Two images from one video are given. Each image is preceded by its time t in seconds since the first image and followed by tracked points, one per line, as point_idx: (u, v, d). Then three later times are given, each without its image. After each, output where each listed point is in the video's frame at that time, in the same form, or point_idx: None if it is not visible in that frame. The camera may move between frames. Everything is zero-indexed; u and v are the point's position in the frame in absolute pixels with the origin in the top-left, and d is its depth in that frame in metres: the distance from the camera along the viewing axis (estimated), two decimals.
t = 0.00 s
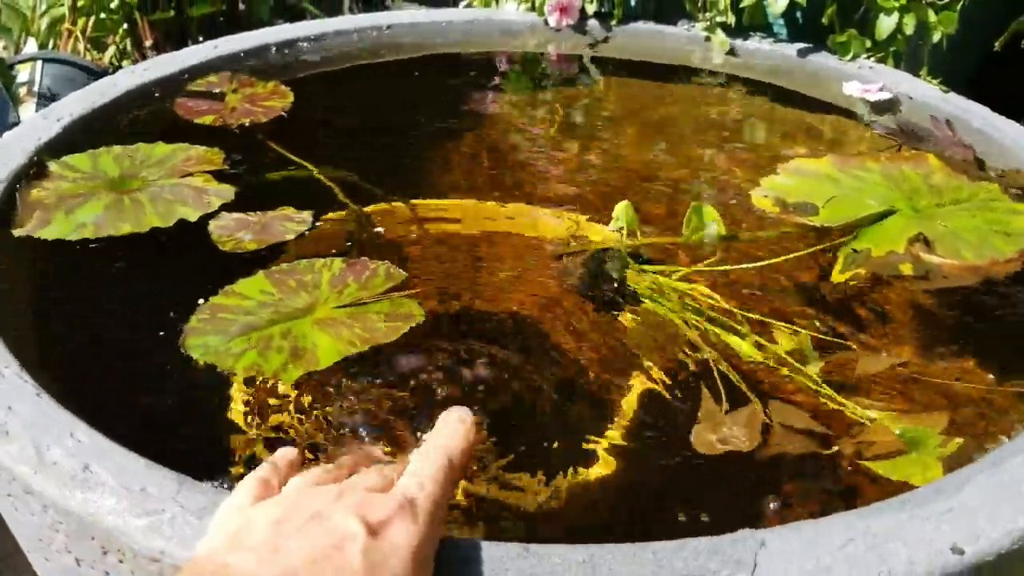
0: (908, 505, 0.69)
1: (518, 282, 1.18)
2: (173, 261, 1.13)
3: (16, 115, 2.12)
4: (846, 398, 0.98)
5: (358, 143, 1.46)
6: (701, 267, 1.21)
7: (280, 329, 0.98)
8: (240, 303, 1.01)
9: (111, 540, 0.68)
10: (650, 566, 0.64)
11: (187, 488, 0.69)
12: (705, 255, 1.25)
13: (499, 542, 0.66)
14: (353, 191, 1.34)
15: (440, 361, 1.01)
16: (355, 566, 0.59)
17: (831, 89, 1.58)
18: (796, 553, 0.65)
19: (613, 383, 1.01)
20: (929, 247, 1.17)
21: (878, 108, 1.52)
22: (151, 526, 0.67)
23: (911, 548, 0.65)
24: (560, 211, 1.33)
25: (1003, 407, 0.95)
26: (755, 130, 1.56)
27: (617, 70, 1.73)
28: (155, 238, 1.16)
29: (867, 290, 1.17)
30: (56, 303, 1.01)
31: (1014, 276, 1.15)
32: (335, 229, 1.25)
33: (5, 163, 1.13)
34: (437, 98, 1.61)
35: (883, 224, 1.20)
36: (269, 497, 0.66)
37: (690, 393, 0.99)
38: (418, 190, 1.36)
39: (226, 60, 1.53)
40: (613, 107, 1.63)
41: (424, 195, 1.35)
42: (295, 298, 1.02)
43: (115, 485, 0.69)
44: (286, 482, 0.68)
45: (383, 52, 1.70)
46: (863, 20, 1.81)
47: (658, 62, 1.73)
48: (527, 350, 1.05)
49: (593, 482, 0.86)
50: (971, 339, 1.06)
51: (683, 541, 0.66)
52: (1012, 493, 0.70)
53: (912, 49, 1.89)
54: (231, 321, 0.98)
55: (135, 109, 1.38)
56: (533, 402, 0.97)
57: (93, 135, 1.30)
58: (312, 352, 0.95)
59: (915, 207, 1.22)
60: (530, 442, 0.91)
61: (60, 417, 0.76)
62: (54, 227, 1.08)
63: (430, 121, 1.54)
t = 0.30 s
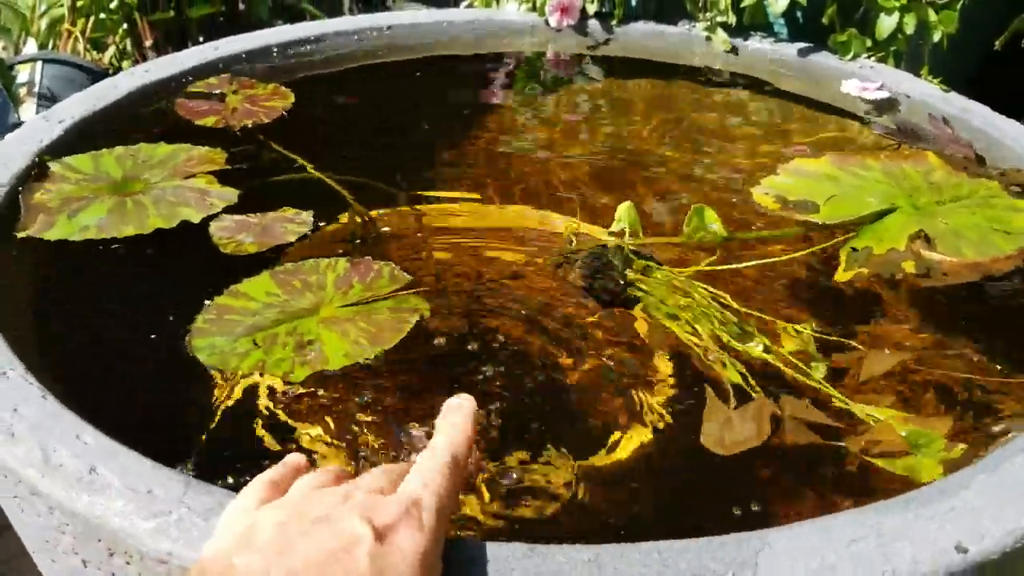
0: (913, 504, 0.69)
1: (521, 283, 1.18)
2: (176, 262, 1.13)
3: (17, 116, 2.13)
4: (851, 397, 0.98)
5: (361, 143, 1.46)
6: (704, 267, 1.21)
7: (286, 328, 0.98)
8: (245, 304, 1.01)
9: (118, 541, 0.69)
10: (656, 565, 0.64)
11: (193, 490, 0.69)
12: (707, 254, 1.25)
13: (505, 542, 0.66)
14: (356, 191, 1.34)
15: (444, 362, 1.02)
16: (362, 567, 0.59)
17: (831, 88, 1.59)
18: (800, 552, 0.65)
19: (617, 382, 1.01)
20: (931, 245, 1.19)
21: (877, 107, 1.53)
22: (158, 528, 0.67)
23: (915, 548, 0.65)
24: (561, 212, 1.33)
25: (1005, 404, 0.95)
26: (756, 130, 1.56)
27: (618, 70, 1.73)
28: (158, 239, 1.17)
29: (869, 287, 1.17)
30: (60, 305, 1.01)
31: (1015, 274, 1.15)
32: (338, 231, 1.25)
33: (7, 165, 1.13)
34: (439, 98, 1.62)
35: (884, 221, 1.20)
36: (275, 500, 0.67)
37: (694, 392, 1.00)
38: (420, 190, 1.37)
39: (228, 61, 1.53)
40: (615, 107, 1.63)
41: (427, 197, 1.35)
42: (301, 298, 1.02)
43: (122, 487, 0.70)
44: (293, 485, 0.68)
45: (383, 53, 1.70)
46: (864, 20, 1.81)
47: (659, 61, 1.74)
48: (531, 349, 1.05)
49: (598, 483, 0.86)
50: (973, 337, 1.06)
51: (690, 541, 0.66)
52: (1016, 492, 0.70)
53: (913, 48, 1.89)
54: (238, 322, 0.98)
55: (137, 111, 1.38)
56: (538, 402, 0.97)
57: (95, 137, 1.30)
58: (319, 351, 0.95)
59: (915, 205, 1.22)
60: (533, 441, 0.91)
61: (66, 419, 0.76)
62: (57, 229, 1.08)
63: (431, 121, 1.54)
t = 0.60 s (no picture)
0: (912, 499, 0.69)
1: (522, 279, 1.18)
2: (175, 259, 1.13)
3: (17, 113, 2.12)
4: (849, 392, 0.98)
5: (361, 139, 1.46)
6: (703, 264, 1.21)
7: (284, 324, 0.98)
8: (246, 300, 1.01)
9: (117, 538, 0.69)
10: (655, 562, 0.64)
11: (192, 487, 0.69)
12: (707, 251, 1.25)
13: (504, 539, 0.66)
14: (356, 188, 1.34)
15: (444, 358, 1.02)
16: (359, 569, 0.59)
17: (830, 84, 1.59)
18: (799, 548, 0.65)
19: (616, 380, 1.01)
20: (930, 240, 1.19)
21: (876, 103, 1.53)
22: (157, 524, 0.67)
23: (915, 544, 0.65)
24: (562, 207, 1.33)
25: (1004, 400, 0.95)
26: (757, 127, 1.56)
27: (618, 65, 1.74)
28: (158, 236, 1.17)
29: (868, 284, 1.17)
30: (59, 302, 1.01)
31: (1015, 269, 1.15)
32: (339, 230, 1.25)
33: (8, 162, 1.13)
34: (439, 95, 1.61)
35: (885, 216, 1.19)
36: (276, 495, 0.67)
37: (693, 388, 0.99)
38: (421, 187, 1.36)
39: (228, 58, 1.53)
40: (615, 103, 1.63)
41: (427, 193, 1.35)
42: (300, 294, 1.02)
43: (121, 483, 0.70)
44: (294, 480, 0.68)
45: (383, 49, 1.70)
46: (864, 17, 1.81)
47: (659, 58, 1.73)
48: (531, 345, 1.05)
49: (597, 478, 0.86)
50: (972, 333, 1.06)
51: (692, 538, 0.66)
52: (1016, 488, 0.70)
53: (913, 44, 1.89)
54: (237, 318, 0.98)
55: (137, 107, 1.38)
56: (538, 399, 0.97)
57: (95, 134, 1.30)
58: (317, 348, 0.95)
59: (914, 199, 1.22)
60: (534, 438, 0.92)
61: (65, 415, 0.76)
62: (56, 225, 1.08)
63: (431, 117, 1.54)
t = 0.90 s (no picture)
0: (909, 506, 0.69)
1: (525, 285, 1.18)
2: (175, 267, 1.13)
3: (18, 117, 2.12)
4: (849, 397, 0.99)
5: (360, 145, 1.47)
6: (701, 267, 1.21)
7: (285, 335, 0.98)
8: (247, 309, 1.01)
9: (118, 548, 0.69)
10: (653, 569, 0.64)
11: (193, 497, 0.69)
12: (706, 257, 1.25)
13: (503, 547, 0.66)
14: (355, 194, 1.35)
15: (444, 365, 1.02)
16: None
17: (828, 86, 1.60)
18: (795, 554, 0.65)
19: (615, 386, 1.01)
20: (927, 244, 1.20)
21: (875, 105, 1.54)
22: (158, 535, 0.67)
23: (912, 550, 0.65)
24: (562, 214, 1.34)
25: (1001, 405, 0.95)
26: (756, 131, 1.56)
27: (615, 68, 1.74)
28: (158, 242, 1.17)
29: (866, 288, 1.17)
30: (60, 309, 1.01)
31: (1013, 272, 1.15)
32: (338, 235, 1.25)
33: (8, 171, 1.14)
34: (438, 100, 1.62)
35: (882, 220, 1.20)
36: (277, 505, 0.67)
37: (692, 394, 1.00)
38: (420, 193, 1.37)
39: (228, 64, 1.53)
40: (614, 108, 1.63)
41: (426, 199, 1.35)
42: (300, 303, 1.03)
43: (122, 493, 0.70)
44: (294, 491, 0.68)
45: (382, 55, 1.71)
46: (861, 21, 1.82)
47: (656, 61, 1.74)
48: (530, 350, 1.06)
49: (596, 484, 0.86)
50: (969, 336, 1.07)
51: (690, 545, 0.66)
52: (1012, 494, 0.70)
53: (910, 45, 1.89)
54: (237, 328, 0.98)
55: (137, 114, 1.39)
56: (539, 402, 0.97)
57: (95, 141, 1.30)
58: (317, 361, 0.95)
59: (910, 203, 1.22)
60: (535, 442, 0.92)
61: (66, 425, 0.76)
62: (56, 233, 1.09)
63: (431, 122, 1.54)
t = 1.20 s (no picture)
0: (910, 507, 0.69)
1: (525, 285, 1.18)
2: (176, 268, 1.13)
3: (18, 117, 2.12)
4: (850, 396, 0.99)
5: (361, 145, 1.47)
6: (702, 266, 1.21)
7: (286, 336, 0.98)
8: (247, 310, 1.01)
9: (120, 550, 0.69)
10: (655, 570, 0.64)
11: (195, 499, 0.69)
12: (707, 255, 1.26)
13: (505, 549, 0.66)
14: (355, 195, 1.35)
15: (444, 366, 1.02)
16: None
17: (826, 86, 1.60)
18: (795, 555, 0.65)
19: (616, 387, 1.01)
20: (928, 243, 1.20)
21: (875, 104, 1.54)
22: (160, 536, 0.67)
23: (913, 551, 0.66)
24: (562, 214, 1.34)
25: (1000, 405, 0.95)
26: (755, 130, 1.56)
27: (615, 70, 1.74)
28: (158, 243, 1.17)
29: (866, 288, 1.17)
30: (60, 311, 1.01)
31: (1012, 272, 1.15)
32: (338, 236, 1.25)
33: (8, 172, 1.14)
34: (438, 101, 1.62)
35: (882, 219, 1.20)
36: (277, 507, 0.67)
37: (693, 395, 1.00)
38: (420, 193, 1.37)
39: (230, 64, 1.53)
40: (614, 108, 1.63)
41: (427, 200, 1.35)
42: (301, 304, 1.03)
43: (124, 495, 0.70)
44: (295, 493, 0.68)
45: (383, 55, 1.70)
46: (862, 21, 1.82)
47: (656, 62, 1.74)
48: (530, 350, 1.06)
49: (597, 486, 0.86)
50: (969, 336, 1.07)
51: (690, 546, 0.66)
52: (1012, 495, 0.70)
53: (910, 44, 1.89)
54: (237, 329, 0.98)
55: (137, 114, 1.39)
56: (538, 403, 0.97)
57: (95, 142, 1.30)
58: (317, 360, 0.95)
59: (910, 202, 1.22)
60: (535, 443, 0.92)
61: (68, 427, 0.76)
62: (56, 234, 1.08)
63: (431, 123, 1.55)
